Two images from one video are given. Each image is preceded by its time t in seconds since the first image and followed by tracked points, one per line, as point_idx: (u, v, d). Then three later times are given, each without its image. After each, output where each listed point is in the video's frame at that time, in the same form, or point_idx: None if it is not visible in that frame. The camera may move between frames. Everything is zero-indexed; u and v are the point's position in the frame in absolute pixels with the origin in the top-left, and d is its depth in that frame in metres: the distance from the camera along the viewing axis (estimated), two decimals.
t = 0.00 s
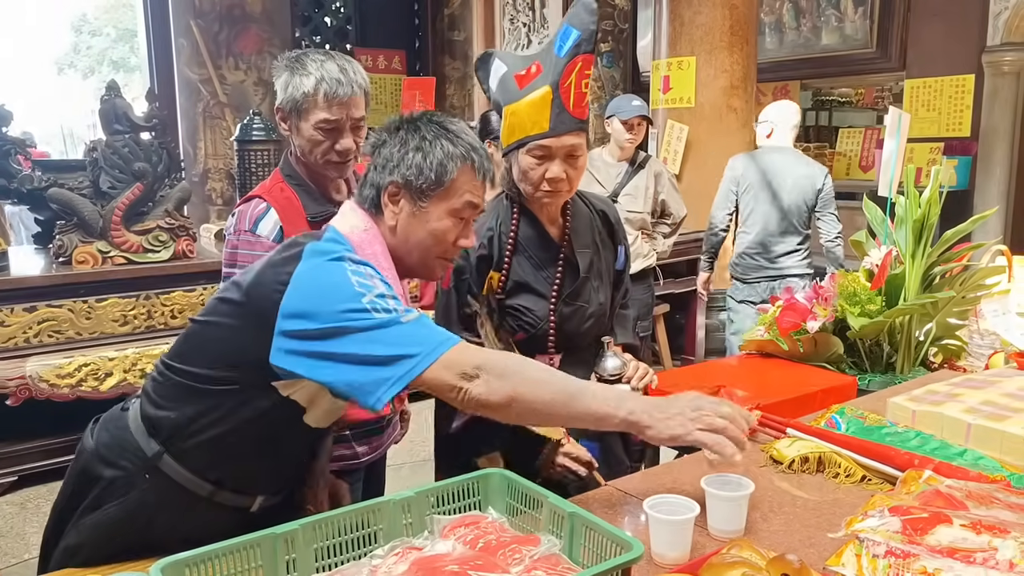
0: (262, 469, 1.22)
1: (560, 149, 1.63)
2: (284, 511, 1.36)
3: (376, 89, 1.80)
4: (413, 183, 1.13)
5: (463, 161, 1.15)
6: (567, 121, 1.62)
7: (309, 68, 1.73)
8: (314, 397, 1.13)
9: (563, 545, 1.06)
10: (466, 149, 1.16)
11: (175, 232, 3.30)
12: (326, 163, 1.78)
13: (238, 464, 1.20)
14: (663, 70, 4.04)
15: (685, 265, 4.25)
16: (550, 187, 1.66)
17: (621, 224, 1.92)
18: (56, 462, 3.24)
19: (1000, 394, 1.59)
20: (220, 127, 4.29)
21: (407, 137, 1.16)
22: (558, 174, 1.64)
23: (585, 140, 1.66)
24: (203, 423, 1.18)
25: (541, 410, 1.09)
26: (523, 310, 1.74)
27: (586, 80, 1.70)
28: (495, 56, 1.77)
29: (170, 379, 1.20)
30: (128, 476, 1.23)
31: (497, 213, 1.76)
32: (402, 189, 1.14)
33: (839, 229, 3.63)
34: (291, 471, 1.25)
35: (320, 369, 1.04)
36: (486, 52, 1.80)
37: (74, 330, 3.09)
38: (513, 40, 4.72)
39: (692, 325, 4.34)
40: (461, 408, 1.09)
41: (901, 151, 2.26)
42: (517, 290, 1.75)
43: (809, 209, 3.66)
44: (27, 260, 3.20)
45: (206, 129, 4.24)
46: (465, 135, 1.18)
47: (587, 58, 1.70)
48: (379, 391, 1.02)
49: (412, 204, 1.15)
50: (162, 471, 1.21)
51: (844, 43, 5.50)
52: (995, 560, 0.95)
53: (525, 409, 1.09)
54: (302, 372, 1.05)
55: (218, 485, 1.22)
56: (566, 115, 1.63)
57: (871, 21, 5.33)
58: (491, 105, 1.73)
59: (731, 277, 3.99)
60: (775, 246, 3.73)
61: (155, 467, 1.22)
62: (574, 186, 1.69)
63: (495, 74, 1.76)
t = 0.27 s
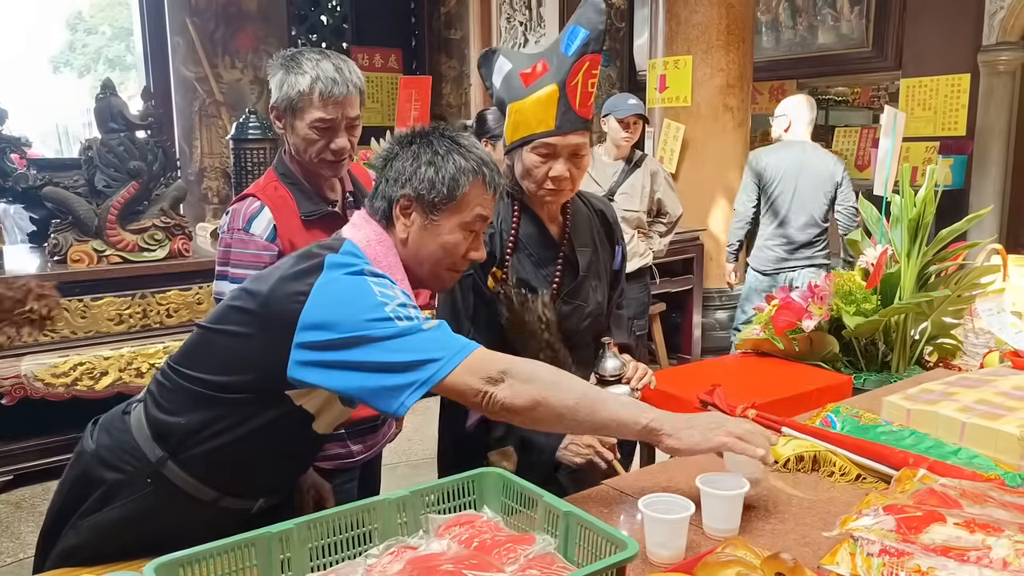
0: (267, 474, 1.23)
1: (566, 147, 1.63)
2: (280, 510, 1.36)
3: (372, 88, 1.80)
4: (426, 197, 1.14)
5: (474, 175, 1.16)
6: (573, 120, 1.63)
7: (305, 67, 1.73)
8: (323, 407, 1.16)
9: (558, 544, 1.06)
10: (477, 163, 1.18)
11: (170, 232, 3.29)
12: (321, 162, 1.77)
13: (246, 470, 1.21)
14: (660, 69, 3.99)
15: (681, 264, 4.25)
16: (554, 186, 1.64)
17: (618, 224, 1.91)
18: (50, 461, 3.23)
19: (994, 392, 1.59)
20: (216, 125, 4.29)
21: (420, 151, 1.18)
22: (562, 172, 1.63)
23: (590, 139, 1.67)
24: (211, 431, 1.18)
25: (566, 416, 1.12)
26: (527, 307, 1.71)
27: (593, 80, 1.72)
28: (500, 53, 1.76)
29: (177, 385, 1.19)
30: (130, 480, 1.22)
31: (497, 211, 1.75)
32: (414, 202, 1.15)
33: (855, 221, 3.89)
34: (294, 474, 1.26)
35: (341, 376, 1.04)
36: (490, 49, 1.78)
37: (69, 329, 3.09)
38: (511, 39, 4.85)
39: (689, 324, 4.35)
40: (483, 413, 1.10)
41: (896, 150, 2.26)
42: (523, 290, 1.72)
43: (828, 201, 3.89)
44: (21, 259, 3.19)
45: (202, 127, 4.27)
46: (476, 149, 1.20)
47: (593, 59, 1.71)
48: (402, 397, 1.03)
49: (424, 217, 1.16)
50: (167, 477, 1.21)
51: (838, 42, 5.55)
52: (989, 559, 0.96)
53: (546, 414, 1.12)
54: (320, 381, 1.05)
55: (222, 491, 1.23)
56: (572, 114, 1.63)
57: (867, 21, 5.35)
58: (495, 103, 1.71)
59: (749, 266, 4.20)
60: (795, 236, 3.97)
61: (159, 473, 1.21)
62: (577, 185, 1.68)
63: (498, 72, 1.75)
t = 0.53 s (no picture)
0: (267, 479, 1.22)
1: (568, 147, 1.63)
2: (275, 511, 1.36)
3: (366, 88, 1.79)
4: (431, 207, 1.14)
5: (479, 184, 1.16)
6: (576, 120, 1.63)
7: (299, 66, 1.72)
8: (329, 416, 1.16)
9: (554, 544, 1.06)
10: (482, 172, 1.17)
11: (166, 231, 3.29)
12: (315, 161, 1.76)
13: (248, 476, 1.20)
14: (656, 68, 3.96)
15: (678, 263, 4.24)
16: (556, 186, 1.65)
17: (615, 224, 1.92)
18: (46, 461, 3.23)
19: (988, 391, 1.60)
20: (212, 125, 4.30)
21: (425, 160, 1.17)
22: (564, 172, 1.63)
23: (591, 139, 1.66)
24: (215, 439, 1.17)
25: (578, 427, 1.11)
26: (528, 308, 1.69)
27: (596, 79, 1.71)
28: (499, 51, 1.74)
29: (180, 392, 1.19)
30: (129, 485, 1.22)
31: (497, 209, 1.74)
32: (419, 212, 1.16)
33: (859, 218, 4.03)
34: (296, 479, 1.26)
35: (353, 387, 1.04)
36: (489, 48, 1.77)
37: (64, 329, 3.09)
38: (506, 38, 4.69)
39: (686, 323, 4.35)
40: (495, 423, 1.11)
41: (892, 150, 2.26)
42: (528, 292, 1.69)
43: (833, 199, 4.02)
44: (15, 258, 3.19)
45: (198, 126, 4.27)
46: (482, 158, 1.20)
47: (596, 58, 1.70)
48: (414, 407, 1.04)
49: (429, 227, 1.16)
50: (167, 483, 1.21)
51: (836, 41, 5.54)
52: (983, 558, 0.96)
53: (560, 425, 1.11)
54: (333, 392, 1.05)
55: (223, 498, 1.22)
56: (574, 115, 1.63)
57: (863, 20, 5.36)
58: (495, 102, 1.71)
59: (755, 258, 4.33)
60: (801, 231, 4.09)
61: (159, 478, 1.21)
62: (578, 185, 1.68)
63: (499, 70, 1.73)
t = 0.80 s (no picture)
0: (262, 480, 1.22)
1: (571, 146, 1.62)
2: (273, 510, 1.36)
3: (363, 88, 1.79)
4: (428, 211, 1.12)
5: (476, 186, 1.13)
6: (579, 119, 1.62)
7: (297, 65, 1.71)
8: (324, 417, 1.16)
9: (551, 543, 1.06)
10: (480, 175, 1.15)
11: (164, 231, 3.28)
12: (313, 159, 1.76)
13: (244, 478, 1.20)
14: (654, 67, 4.04)
15: (676, 262, 4.23)
16: (558, 185, 1.64)
17: (615, 225, 1.91)
18: (44, 461, 3.22)
19: (985, 390, 1.60)
20: (210, 124, 4.30)
21: (422, 163, 1.15)
22: (567, 171, 1.62)
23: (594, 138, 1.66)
24: (212, 440, 1.17)
25: (573, 428, 1.11)
26: (524, 309, 1.70)
27: (600, 79, 1.70)
28: (501, 50, 1.75)
29: (175, 393, 1.19)
30: (126, 486, 1.22)
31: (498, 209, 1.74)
32: (416, 216, 1.13)
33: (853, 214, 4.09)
34: (293, 480, 1.26)
35: (349, 392, 1.04)
36: (489, 46, 1.77)
37: (62, 329, 3.08)
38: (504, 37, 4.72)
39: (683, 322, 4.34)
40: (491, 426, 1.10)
41: (889, 148, 2.26)
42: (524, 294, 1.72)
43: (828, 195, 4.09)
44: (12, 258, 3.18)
45: (196, 126, 4.28)
46: (480, 160, 1.17)
47: (601, 58, 1.69)
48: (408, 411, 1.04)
49: (425, 231, 1.13)
50: (163, 484, 1.20)
51: (833, 41, 5.57)
52: (980, 556, 0.96)
53: (556, 427, 1.11)
54: (327, 394, 1.05)
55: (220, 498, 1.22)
56: (578, 114, 1.62)
57: (861, 19, 5.37)
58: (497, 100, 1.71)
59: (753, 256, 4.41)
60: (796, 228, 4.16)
61: (156, 478, 1.20)
62: (580, 184, 1.67)
63: (500, 69, 1.74)
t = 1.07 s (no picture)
0: (247, 464, 1.20)
1: (573, 147, 1.61)
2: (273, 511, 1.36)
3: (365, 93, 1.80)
4: (387, 175, 1.10)
5: (434, 148, 1.11)
6: (581, 121, 1.62)
7: (299, 66, 1.71)
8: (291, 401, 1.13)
9: (550, 543, 1.06)
10: (438, 136, 1.12)
11: (163, 231, 3.27)
12: (315, 161, 1.77)
13: (225, 464, 1.18)
14: (653, 67, 4.07)
15: (676, 262, 4.21)
16: (560, 187, 1.63)
17: (614, 226, 1.91)
18: (43, 462, 3.22)
19: (984, 389, 1.60)
20: (210, 125, 4.31)
21: (379, 128, 1.13)
22: (569, 172, 1.62)
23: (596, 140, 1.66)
24: (192, 429, 1.16)
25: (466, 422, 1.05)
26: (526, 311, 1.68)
27: (601, 80, 1.71)
28: (502, 50, 1.74)
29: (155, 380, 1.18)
30: (117, 479, 1.22)
31: (497, 210, 1.72)
32: (376, 180, 1.11)
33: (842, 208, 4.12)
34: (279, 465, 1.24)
35: (276, 367, 1.01)
36: (490, 46, 1.77)
37: (61, 329, 3.08)
38: (503, 36, 4.77)
39: (683, 322, 4.31)
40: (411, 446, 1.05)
41: (888, 149, 2.26)
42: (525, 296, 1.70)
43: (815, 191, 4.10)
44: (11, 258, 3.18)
45: (195, 127, 4.29)
46: (439, 121, 1.14)
47: (602, 60, 1.70)
48: (317, 422, 1.00)
49: (387, 195, 1.12)
50: (152, 475, 1.20)
51: (831, 41, 5.53)
52: (978, 555, 0.96)
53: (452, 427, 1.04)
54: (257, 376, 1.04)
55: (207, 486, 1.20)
56: (580, 115, 1.63)
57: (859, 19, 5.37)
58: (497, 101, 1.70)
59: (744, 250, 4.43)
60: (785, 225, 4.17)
61: (143, 472, 1.20)
62: (581, 186, 1.67)
63: (500, 68, 1.73)
